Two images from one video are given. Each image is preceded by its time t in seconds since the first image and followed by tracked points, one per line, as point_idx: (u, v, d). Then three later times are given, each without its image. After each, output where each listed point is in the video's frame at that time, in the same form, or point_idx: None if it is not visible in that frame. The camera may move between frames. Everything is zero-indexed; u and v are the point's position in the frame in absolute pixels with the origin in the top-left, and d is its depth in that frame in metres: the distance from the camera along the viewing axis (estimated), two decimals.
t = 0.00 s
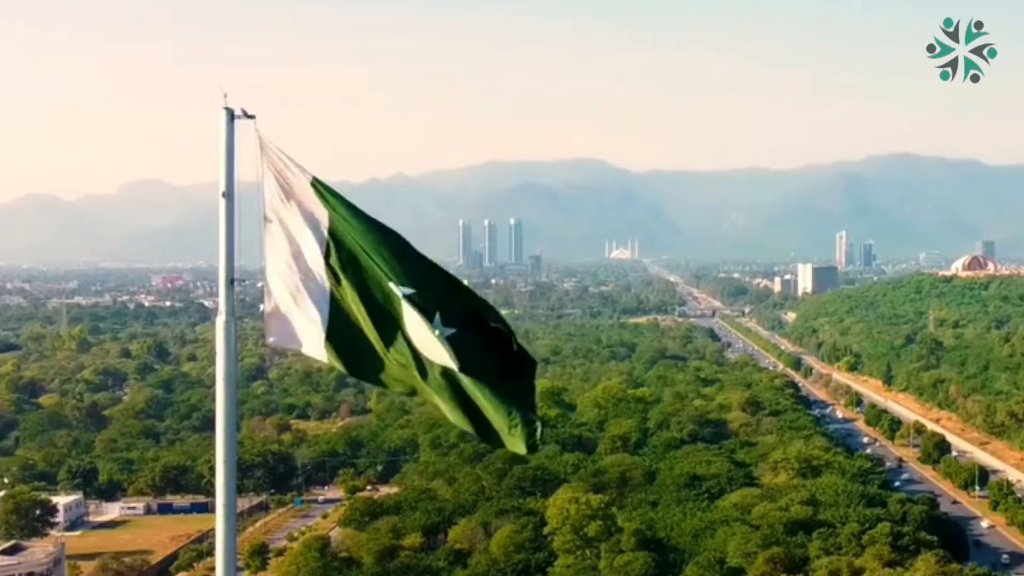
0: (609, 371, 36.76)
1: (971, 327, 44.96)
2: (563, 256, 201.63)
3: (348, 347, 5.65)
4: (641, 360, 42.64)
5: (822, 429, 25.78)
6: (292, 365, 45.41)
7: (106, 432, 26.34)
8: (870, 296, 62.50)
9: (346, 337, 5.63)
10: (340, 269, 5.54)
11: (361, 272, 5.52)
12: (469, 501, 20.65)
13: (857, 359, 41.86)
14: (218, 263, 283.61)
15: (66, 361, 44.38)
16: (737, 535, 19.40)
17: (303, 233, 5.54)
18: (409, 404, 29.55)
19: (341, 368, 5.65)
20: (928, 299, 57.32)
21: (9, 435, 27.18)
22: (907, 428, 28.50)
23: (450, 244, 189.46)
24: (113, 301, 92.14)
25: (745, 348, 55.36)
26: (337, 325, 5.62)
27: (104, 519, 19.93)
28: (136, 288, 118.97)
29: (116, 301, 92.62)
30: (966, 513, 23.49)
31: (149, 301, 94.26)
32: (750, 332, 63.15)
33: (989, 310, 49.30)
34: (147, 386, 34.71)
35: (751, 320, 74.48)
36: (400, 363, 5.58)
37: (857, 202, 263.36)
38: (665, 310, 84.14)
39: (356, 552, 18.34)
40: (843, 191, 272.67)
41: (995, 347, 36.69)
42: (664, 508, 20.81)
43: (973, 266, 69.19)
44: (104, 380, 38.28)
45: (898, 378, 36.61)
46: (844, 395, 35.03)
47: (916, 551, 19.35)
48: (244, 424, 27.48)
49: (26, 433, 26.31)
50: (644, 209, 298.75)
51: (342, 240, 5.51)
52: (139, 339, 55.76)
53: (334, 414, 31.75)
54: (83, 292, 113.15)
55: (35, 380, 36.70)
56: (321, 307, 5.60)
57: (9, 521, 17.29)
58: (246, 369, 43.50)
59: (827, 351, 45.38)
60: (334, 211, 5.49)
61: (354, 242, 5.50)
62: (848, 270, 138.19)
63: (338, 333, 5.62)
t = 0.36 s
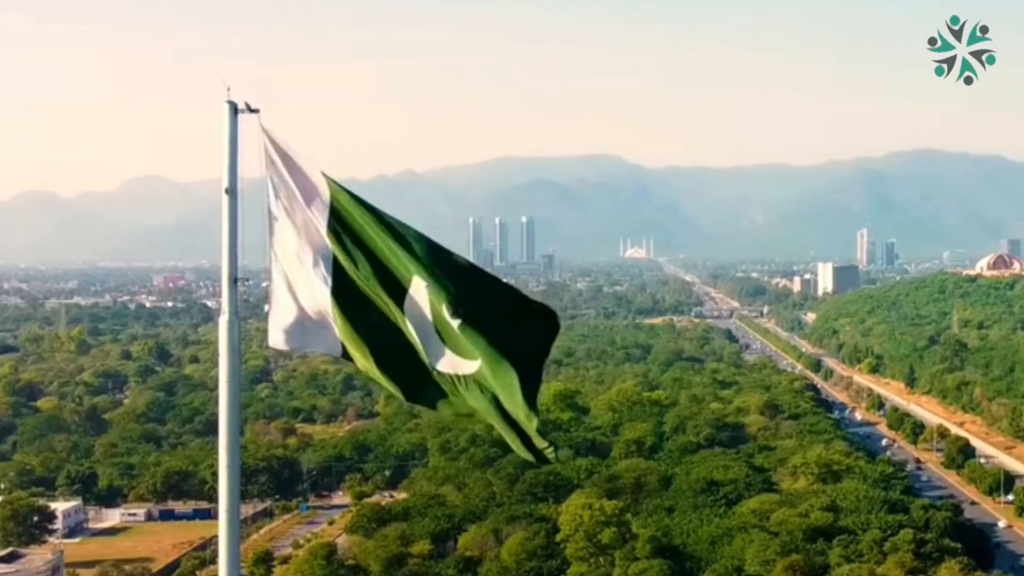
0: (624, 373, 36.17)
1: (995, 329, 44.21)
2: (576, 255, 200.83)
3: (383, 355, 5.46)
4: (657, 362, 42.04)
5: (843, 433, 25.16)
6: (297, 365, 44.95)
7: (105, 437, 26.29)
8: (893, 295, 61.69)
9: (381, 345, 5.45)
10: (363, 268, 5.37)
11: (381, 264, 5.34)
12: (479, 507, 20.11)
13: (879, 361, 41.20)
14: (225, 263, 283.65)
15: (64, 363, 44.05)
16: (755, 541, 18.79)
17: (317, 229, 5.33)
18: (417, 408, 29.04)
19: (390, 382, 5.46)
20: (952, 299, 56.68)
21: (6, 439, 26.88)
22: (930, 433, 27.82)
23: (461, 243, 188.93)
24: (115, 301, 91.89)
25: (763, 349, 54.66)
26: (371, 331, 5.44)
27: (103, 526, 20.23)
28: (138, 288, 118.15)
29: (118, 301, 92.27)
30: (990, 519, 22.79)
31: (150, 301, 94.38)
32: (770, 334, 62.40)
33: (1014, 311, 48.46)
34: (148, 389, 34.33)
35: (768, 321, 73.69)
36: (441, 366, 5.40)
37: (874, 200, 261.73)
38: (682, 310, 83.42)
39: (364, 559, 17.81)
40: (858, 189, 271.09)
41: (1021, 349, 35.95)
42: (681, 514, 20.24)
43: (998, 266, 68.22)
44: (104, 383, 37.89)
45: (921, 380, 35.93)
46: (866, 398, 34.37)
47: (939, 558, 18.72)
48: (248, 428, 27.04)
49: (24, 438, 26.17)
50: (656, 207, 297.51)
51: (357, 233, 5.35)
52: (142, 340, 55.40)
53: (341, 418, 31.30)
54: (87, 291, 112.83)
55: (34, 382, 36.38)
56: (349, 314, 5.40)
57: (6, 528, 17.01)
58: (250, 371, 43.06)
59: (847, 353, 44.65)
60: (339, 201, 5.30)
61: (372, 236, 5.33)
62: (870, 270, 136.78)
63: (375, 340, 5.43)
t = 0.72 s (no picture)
0: (639, 375, 35.57)
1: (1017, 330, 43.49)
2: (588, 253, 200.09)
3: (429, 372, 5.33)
4: (672, 364, 41.50)
5: (864, 436, 24.53)
6: (301, 367, 44.49)
7: (104, 441, 25.90)
8: (915, 295, 60.93)
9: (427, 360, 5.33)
10: (399, 280, 5.28)
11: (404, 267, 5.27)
12: (489, 513, 19.56)
13: (901, 363, 40.49)
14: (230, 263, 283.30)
15: (63, 365, 43.66)
16: (774, 547, 18.15)
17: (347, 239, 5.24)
18: (425, 411, 28.54)
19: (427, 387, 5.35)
20: (975, 299, 56.12)
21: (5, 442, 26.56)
22: (953, 436, 27.21)
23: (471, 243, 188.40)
24: (112, 302, 91.20)
25: (780, 351, 54.02)
26: (415, 348, 5.32)
27: (103, 532, 19.86)
28: (137, 288, 117.02)
29: (114, 301, 91.57)
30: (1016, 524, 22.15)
31: (151, 302, 93.83)
32: (787, 335, 61.70)
33: None
34: (148, 391, 33.93)
35: (785, 322, 72.93)
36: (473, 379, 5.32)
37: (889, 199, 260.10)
38: (697, 310, 82.70)
39: (371, 566, 17.30)
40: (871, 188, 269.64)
41: None
42: (696, 521, 19.65)
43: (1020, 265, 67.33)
44: (104, 386, 37.51)
45: (944, 383, 35.30)
46: (887, 401, 33.78)
47: (964, 565, 18.07)
48: (252, 432, 26.65)
49: (21, 441, 25.82)
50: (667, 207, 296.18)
51: (388, 243, 5.27)
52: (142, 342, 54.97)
53: (347, 421, 30.85)
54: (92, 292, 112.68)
55: (32, 385, 35.98)
56: (392, 331, 5.29)
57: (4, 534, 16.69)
58: (254, 373, 42.63)
59: (867, 355, 43.93)
60: (357, 202, 5.29)
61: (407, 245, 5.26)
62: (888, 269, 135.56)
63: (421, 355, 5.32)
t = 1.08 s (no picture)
0: (653, 377, 35.02)
1: None
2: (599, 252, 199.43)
3: (465, 379, 5.39)
4: (688, 365, 40.95)
5: (883, 439, 23.98)
6: (306, 369, 44.04)
7: (103, 444, 25.53)
8: (936, 293, 60.37)
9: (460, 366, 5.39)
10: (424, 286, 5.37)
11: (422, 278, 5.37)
12: (498, 518, 19.06)
13: (922, 364, 39.84)
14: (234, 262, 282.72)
15: (62, 367, 43.25)
16: (791, 553, 17.58)
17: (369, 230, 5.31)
18: (434, 413, 28.06)
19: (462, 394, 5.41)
20: (999, 298, 56.06)
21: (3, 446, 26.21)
22: (976, 440, 26.62)
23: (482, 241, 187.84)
24: (113, 302, 90.60)
25: (797, 351, 53.45)
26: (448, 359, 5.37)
27: (102, 539, 19.52)
28: (139, 287, 116.22)
29: (114, 301, 90.96)
30: None
31: (152, 302, 93.25)
32: (804, 335, 61.01)
33: None
34: (149, 393, 33.55)
35: (800, 322, 72.27)
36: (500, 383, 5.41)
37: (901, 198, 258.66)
38: (714, 310, 82.05)
39: (375, 573, 16.81)
40: (883, 186, 268.15)
41: None
42: (712, 527, 19.12)
43: None
44: (103, 388, 37.15)
45: (966, 385, 34.67)
46: (907, 404, 33.18)
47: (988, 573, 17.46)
48: (255, 436, 26.25)
49: (18, 445, 25.47)
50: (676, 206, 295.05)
51: (416, 250, 5.34)
52: (143, 343, 54.53)
53: (353, 424, 30.41)
54: (96, 291, 112.55)
55: (30, 387, 35.63)
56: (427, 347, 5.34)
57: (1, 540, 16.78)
58: (257, 375, 42.23)
59: (886, 356, 43.27)
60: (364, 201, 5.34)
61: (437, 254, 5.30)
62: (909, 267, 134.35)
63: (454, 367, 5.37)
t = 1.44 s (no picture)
0: (667, 379, 34.55)
1: None
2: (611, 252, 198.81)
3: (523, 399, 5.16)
4: (704, 367, 40.43)
5: (904, 443, 23.44)
6: (311, 370, 43.64)
7: (103, 447, 25.20)
8: (958, 293, 59.71)
9: (502, 385, 5.21)
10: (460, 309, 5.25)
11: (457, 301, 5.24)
12: (507, 524, 18.58)
13: (943, 366, 39.25)
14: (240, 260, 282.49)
15: (61, 368, 42.93)
16: (809, 559, 17.04)
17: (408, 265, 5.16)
18: (442, 416, 27.63)
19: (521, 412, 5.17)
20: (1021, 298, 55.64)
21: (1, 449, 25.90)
22: (998, 443, 26.09)
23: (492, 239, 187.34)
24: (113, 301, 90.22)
25: (815, 352, 52.94)
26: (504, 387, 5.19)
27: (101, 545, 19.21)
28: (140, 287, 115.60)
29: (114, 301, 90.52)
30: None
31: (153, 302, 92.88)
32: (822, 336, 60.45)
33: None
34: (149, 395, 33.23)
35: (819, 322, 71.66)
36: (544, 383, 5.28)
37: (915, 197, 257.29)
38: (729, 310, 81.43)
39: None
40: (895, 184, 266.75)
41: None
42: (729, 532, 18.65)
43: None
44: (103, 390, 36.84)
45: (988, 388, 34.07)
46: (928, 406, 32.62)
47: None
48: (258, 439, 25.87)
49: (15, 449, 25.17)
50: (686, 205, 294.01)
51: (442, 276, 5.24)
52: (144, 343, 54.18)
53: (359, 427, 29.99)
54: (98, 291, 112.28)
55: (27, 390, 35.31)
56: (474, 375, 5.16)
57: None
58: (261, 376, 41.89)
59: (906, 358, 42.67)
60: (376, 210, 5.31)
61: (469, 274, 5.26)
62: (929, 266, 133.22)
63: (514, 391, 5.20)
